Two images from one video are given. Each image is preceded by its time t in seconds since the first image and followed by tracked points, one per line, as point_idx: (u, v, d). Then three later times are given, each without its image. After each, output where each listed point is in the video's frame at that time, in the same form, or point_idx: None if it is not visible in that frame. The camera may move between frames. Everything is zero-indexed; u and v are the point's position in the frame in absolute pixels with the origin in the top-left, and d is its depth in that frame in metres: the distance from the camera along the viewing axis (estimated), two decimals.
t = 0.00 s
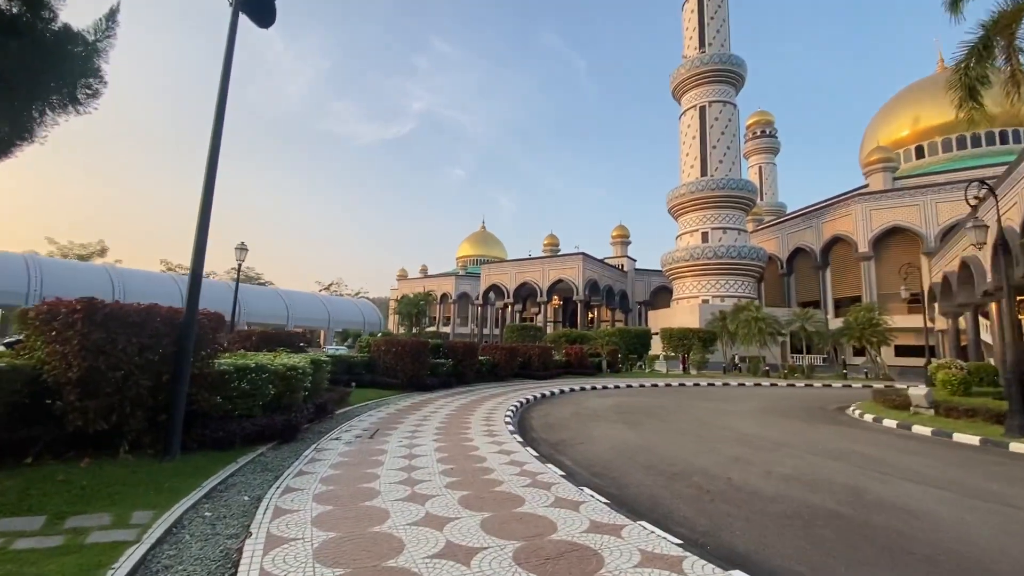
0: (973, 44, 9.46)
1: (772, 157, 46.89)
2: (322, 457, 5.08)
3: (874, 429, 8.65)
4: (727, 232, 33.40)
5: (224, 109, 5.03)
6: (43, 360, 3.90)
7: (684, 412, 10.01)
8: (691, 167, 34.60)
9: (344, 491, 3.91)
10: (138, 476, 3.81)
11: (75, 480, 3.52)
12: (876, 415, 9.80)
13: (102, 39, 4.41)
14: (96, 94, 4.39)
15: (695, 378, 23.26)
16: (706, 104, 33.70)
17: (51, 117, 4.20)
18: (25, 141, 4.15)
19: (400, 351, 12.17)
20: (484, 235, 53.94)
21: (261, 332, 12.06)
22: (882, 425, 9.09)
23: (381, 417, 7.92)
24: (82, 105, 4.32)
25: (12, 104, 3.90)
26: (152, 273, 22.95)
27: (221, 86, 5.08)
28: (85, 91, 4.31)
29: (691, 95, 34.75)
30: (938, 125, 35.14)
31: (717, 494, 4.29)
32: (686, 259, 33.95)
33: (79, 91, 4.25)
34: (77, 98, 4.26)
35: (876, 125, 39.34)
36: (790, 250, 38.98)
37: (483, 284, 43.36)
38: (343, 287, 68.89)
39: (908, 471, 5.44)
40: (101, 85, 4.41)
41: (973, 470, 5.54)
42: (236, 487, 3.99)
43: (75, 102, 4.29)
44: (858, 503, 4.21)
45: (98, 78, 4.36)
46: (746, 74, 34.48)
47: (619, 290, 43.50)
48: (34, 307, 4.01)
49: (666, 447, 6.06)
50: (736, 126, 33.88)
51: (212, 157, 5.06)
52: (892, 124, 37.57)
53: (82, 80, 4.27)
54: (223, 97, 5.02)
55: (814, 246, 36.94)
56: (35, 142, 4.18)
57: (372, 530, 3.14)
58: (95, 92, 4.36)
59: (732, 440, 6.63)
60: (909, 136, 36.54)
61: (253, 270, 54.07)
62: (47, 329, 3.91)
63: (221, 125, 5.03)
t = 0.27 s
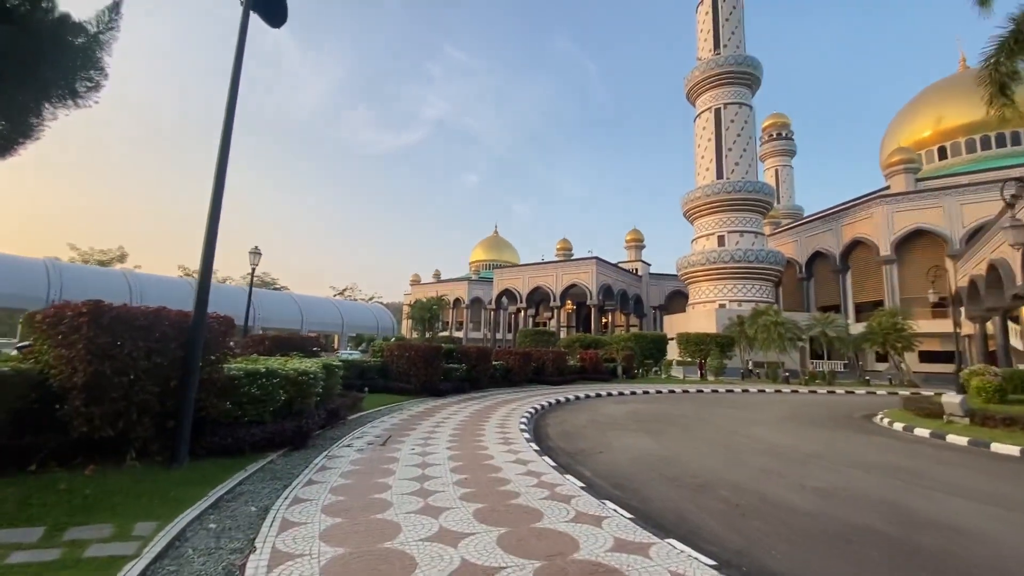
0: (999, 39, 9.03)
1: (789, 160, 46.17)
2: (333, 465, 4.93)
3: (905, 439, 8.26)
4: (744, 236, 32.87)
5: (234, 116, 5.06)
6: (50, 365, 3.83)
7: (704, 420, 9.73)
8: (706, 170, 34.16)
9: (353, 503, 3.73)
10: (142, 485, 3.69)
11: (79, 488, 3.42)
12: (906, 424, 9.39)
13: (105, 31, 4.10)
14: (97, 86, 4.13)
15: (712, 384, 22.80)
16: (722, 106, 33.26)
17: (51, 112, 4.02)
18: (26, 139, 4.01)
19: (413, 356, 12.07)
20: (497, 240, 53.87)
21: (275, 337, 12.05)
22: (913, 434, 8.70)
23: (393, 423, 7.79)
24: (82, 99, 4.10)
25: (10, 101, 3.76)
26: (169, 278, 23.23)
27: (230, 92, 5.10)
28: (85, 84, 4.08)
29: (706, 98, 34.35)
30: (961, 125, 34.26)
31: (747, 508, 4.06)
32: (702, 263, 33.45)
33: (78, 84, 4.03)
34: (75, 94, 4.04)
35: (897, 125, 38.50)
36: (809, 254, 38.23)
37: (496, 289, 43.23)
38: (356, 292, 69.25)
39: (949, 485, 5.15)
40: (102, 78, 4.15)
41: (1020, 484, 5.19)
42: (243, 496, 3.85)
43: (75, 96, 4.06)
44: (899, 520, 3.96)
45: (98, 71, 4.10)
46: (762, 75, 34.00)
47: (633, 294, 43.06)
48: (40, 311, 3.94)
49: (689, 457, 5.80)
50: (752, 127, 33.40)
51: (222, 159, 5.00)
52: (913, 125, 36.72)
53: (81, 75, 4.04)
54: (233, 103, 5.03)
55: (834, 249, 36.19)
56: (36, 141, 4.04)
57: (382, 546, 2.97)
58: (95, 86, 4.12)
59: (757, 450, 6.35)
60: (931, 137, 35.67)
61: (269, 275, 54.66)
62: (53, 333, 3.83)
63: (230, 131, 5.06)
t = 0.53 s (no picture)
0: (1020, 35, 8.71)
1: (801, 161, 45.62)
2: (341, 473, 4.77)
3: (931, 446, 7.94)
4: (755, 238, 32.45)
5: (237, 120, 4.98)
6: (49, 370, 3.73)
7: (720, 426, 9.47)
8: (717, 171, 33.80)
9: (360, 515, 3.56)
10: (139, 495, 3.54)
11: (75, 498, 3.30)
12: (931, 430, 9.04)
13: (101, 22, 4.07)
14: (91, 78, 4.08)
15: (725, 388, 22.43)
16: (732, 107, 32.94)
17: (46, 107, 3.95)
18: (20, 135, 3.91)
19: (422, 360, 11.93)
20: (506, 243, 53.77)
21: (282, 340, 11.97)
22: (939, 441, 8.37)
23: (402, 428, 7.63)
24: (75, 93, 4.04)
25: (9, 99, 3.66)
26: (180, 282, 23.37)
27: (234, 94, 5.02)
28: (78, 77, 4.01)
29: (716, 99, 34.05)
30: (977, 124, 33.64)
31: (772, 521, 3.84)
32: (713, 266, 33.05)
33: (74, 78, 3.97)
34: (68, 87, 3.95)
35: (911, 125, 37.89)
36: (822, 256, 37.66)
37: (505, 292, 43.08)
38: (365, 295, 69.50)
39: (984, 496, 4.89)
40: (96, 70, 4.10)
41: None
42: (245, 507, 3.70)
43: (69, 89, 3.99)
44: (936, 535, 3.72)
45: (91, 63, 4.03)
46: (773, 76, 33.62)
47: (643, 297, 42.68)
48: (40, 315, 3.85)
49: (708, 465, 5.56)
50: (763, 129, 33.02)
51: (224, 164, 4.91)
52: (928, 125, 36.11)
53: (74, 66, 3.96)
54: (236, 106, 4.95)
55: (848, 251, 35.61)
56: (31, 137, 3.96)
57: (388, 564, 2.80)
58: (88, 78, 4.06)
59: (777, 458, 6.09)
60: (946, 136, 35.05)
61: (279, 279, 55.00)
62: (52, 338, 3.74)
63: (235, 131, 5.00)
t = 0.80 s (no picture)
0: None
1: (810, 163, 45.19)
2: (343, 481, 4.61)
3: (953, 453, 7.65)
4: (765, 241, 32.07)
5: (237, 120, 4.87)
6: (42, 374, 3.63)
7: (733, 432, 9.23)
8: (725, 174, 33.49)
9: (361, 527, 3.40)
10: (132, 505, 3.41)
11: (66, 508, 3.17)
12: (951, 436, 8.74)
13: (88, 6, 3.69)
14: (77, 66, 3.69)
15: (735, 394, 22.10)
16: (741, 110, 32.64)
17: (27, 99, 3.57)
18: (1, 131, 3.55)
19: (428, 364, 11.77)
20: (512, 247, 53.63)
21: (287, 344, 11.88)
22: (961, 448, 8.07)
23: (407, 433, 7.47)
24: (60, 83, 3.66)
25: None
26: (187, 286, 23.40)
27: (234, 93, 4.92)
28: (63, 65, 3.62)
29: (724, 102, 33.78)
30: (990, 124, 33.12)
31: (796, 534, 3.63)
32: (722, 269, 32.69)
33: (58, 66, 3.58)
34: (53, 76, 3.57)
35: (921, 125, 37.41)
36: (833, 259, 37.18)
37: (512, 296, 42.91)
38: (372, 299, 69.52)
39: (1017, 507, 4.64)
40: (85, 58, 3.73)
41: None
42: (242, 517, 3.56)
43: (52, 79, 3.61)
44: (972, 550, 3.50)
45: (79, 50, 3.68)
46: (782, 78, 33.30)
47: (651, 301, 42.36)
48: (33, 317, 3.74)
49: (722, 474, 5.35)
50: (772, 131, 32.70)
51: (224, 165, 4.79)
52: (939, 126, 35.61)
53: (60, 54, 3.58)
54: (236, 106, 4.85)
55: (859, 254, 35.12)
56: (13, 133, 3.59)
57: None
58: (75, 66, 3.67)
59: (796, 465, 5.87)
60: (958, 137, 34.54)
61: (287, 283, 55.28)
62: (45, 341, 3.64)
63: (234, 130, 4.88)
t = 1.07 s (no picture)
0: None
1: (818, 163, 44.75)
2: (347, 488, 4.44)
3: (975, 457, 7.38)
4: (773, 241, 31.71)
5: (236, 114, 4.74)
6: (33, 377, 3.50)
7: (746, 435, 9.00)
8: (733, 174, 33.19)
9: (363, 538, 3.22)
10: (125, 515, 3.26)
11: (54, 519, 3.02)
12: (971, 440, 8.44)
13: None
14: (59, 52, 3.55)
15: (745, 396, 21.77)
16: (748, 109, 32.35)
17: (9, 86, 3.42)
18: None
19: (433, 366, 11.62)
20: (518, 248, 53.47)
21: (292, 346, 11.79)
22: (983, 452, 7.78)
23: (412, 437, 7.32)
24: (41, 68, 3.52)
25: None
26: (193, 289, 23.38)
27: (231, 91, 4.83)
28: (45, 51, 3.48)
29: (731, 101, 33.50)
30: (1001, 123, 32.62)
31: (822, 548, 3.43)
32: (730, 270, 32.34)
33: (42, 54, 3.46)
34: (35, 62, 3.43)
35: (931, 124, 36.91)
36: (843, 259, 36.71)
37: (518, 298, 42.73)
38: (378, 301, 69.54)
39: None
40: (66, 42, 3.58)
41: None
42: (239, 528, 3.39)
43: (34, 65, 3.46)
44: (1014, 567, 3.27)
45: (61, 34, 3.53)
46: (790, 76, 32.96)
47: (658, 302, 42.05)
48: (23, 318, 3.61)
49: (739, 481, 5.15)
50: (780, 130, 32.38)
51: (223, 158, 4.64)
52: (949, 125, 35.13)
53: (41, 39, 3.44)
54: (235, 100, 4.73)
55: (869, 254, 34.66)
56: None
57: None
58: (56, 51, 3.53)
59: (814, 471, 5.65)
60: (969, 136, 34.04)
61: (294, 286, 55.47)
62: (36, 342, 3.50)
63: (233, 125, 4.74)
